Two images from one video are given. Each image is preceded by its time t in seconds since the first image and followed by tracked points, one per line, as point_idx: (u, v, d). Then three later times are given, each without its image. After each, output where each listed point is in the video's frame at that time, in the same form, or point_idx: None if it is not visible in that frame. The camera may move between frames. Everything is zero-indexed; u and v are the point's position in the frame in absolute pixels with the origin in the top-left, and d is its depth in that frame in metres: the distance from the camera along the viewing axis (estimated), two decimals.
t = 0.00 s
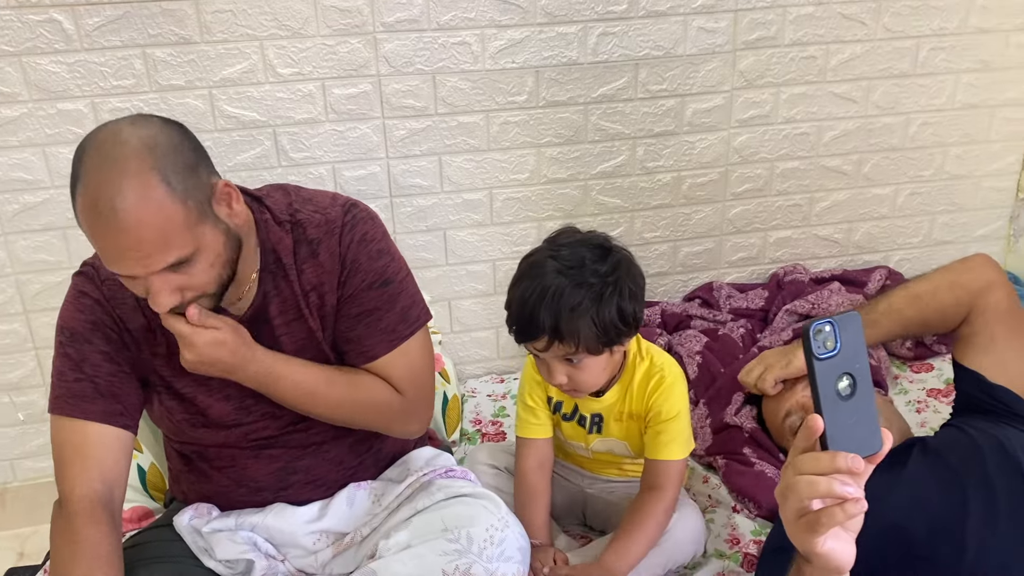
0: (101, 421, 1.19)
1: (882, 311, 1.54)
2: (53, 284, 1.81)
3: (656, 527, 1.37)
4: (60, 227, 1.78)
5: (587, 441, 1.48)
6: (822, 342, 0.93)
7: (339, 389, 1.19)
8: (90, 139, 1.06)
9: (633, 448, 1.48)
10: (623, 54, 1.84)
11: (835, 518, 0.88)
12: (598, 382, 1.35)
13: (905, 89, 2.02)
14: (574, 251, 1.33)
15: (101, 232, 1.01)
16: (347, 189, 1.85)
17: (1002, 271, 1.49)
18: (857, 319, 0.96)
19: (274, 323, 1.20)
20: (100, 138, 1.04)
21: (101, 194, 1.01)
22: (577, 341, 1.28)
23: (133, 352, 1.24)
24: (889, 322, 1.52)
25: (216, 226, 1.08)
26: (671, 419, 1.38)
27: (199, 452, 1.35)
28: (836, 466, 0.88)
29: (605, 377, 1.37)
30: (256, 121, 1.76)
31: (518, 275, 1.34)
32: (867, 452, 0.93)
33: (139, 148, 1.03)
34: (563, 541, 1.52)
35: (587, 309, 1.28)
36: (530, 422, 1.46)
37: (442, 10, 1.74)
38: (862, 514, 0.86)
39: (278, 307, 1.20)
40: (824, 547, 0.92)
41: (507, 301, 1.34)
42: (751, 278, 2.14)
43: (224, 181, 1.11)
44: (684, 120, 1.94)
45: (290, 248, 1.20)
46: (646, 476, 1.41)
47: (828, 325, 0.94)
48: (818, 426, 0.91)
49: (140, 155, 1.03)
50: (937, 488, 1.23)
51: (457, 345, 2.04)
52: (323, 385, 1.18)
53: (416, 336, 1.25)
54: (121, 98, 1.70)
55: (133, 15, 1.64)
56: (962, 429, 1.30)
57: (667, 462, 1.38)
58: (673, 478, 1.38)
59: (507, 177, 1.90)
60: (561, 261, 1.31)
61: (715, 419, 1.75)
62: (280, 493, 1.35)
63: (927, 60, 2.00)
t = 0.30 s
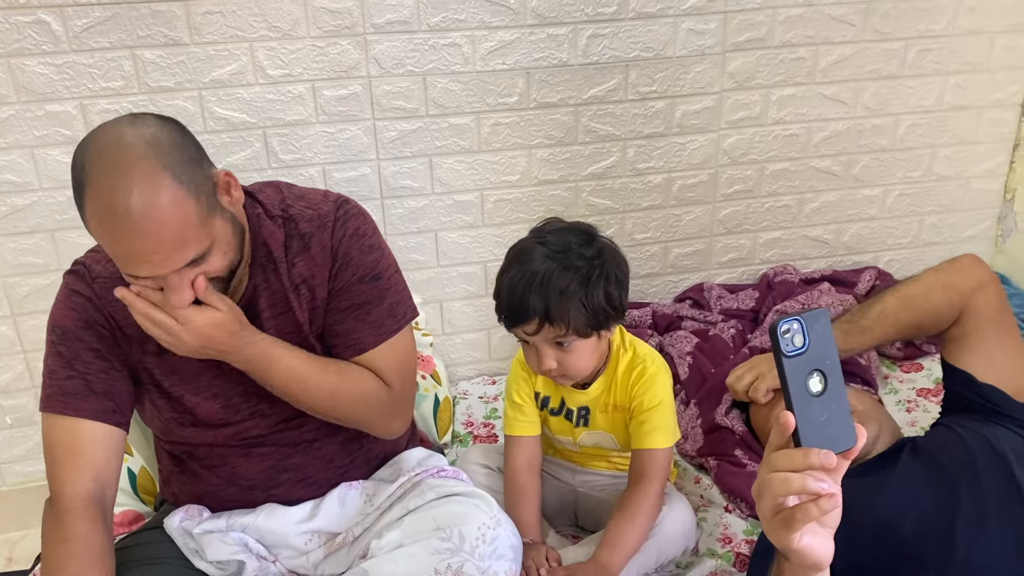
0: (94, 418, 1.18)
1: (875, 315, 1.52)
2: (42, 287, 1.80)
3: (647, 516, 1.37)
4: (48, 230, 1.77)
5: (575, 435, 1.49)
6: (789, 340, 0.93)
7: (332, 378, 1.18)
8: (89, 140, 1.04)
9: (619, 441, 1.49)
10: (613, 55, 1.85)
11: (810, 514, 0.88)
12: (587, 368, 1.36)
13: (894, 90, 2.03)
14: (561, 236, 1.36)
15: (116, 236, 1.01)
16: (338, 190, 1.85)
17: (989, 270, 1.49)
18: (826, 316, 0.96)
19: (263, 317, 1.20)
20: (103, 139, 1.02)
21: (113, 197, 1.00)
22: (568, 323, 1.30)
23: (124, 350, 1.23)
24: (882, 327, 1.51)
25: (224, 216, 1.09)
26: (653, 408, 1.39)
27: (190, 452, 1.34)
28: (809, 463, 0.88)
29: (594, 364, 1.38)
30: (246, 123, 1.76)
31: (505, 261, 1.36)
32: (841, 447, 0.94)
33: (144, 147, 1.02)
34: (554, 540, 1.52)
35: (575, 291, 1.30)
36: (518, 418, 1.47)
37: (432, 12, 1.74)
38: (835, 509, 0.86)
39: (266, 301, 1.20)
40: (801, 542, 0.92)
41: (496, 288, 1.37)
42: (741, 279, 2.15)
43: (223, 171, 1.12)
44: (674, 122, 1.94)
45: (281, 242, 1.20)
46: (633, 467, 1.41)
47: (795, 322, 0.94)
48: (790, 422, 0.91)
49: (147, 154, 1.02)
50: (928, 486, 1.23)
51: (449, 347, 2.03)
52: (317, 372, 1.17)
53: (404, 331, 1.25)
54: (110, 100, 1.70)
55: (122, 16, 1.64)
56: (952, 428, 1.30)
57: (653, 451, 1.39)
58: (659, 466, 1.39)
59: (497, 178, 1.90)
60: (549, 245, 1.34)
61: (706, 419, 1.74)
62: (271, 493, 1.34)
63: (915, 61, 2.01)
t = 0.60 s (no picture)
0: (84, 424, 1.17)
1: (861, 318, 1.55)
2: (31, 291, 1.79)
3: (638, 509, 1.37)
4: (38, 234, 1.76)
5: (566, 431, 1.50)
6: (784, 341, 0.94)
7: (326, 398, 1.18)
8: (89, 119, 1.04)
9: (610, 436, 1.49)
10: (604, 58, 1.85)
11: (804, 514, 0.88)
12: (584, 355, 1.38)
13: (882, 92, 2.04)
14: (550, 224, 1.40)
15: (115, 211, 1.00)
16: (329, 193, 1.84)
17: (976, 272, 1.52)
18: (821, 318, 0.97)
19: (261, 316, 1.20)
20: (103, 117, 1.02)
21: (114, 172, 1.00)
22: (565, 305, 1.33)
23: (117, 356, 1.21)
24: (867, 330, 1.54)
25: (222, 201, 1.09)
26: (644, 400, 1.40)
27: (184, 456, 1.34)
28: (803, 463, 0.90)
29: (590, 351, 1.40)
30: (237, 126, 1.75)
31: (499, 251, 1.40)
32: (835, 448, 0.94)
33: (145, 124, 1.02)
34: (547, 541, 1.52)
35: (571, 271, 1.34)
36: (510, 417, 1.48)
37: (424, 14, 1.74)
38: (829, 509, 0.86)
39: (263, 301, 1.20)
40: (795, 542, 0.92)
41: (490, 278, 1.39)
42: (732, 280, 2.16)
43: (220, 158, 1.13)
44: (665, 124, 1.95)
45: (277, 242, 1.20)
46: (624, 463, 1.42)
47: (790, 323, 0.95)
48: (785, 422, 0.91)
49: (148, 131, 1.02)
50: (919, 486, 1.24)
51: (441, 349, 2.03)
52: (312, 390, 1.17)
53: (401, 332, 1.25)
54: (100, 103, 1.69)
55: (112, 18, 1.63)
56: (944, 430, 1.32)
57: (641, 442, 1.39)
58: (648, 457, 1.39)
59: (490, 180, 1.90)
60: (540, 231, 1.38)
61: (698, 420, 1.74)
62: (266, 496, 1.34)
63: (904, 63, 2.02)
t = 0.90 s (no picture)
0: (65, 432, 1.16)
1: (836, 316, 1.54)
2: (21, 295, 1.78)
3: (632, 508, 1.38)
4: (28, 238, 1.75)
5: (558, 431, 1.50)
6: (781, 342, 0.94)
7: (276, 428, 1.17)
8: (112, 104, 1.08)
9: (603, 436, 1.49)
10: (596, 62, 1.86)
11: (799, 515, 0.89)
12: (581, 349, 1.40)
13: (871, 96, 2.06)
14: (543, 220, 1.43)
15: (148, 187, 1.04)
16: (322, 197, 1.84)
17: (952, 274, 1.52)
18: (816, 319, 0.97)
19: (238, 321, 1.21)
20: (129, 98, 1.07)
21: (147, 148, 1.04)
22: (559, 298, 1.35)
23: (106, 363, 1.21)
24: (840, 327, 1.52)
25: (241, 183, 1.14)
26: (635, 399, 1.40)
27: (178, 460, 1.34)
28: (798, 464, 0.90)
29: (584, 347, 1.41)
30: (229, 130, 1.75)
31: (493, 246, 1.41)
32: (830, 448, 0.95)
33: (172, 102, 1.06)
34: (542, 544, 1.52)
35: (565, 265, 1.36)
36: (502, 419, 1.49)
37: (416, 18, 1.75)
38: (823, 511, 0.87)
39: (245, 305, 1.21)
40: (790, 543, 0.93)
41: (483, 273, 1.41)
42: (723, 283, 2.17)
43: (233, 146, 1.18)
44: (656, 128, 1.96)
45: (263, 245, 1.21)
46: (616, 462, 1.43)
47: (785, 324, 0.95)
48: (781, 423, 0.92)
49: (176, 109, 1.06)
50: (911, 486, 1.25)
51: (434, 352, 2.03)
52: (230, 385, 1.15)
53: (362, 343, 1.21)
54: (91, 107, 1.69)
55: (104, 22, 1.63)
56: (934, 430, 1.33)
57: (634, 441, 1.40)
58: (641, 456, 1.40)
59: (482, 184, 1.91)
60: (536, 227, 1.41)
61: (691, 421, 1.75)
62: (260, 501, 1.34)
63: (892, 67, 2.04)
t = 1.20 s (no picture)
0: (46, 425, 1.16)
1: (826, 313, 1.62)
2: (11, 296, 1.77)
3: (627, 507, 1.38)
4: (18, 238, 1.74)
5: (552, 430, 1.49)
6: (776, 337, 0.96)
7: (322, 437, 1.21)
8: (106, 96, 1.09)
9: (598, 435, 1.49)
10: (589, 62, 1.86)
11: (794, 510, 0.89)
12: (582, 343, 1.43)
13: (863, 96, 2.07)
14: (540, 218, 1.44)
15: (158, 171, 1.05)
16: (315, 197, 1.84)
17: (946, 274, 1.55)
18: (813, 315, 0.98)
19: (237, 328, 1.21)
20: (125, 88, 1.07)
21: (153, 133, 1.05)
22: (555, 294, 1.35)
23: (97, 355, 1.22)
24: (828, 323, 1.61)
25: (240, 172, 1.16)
26: (631, 399, 1.41)
27: (168, 464, 1.33)
28: (794, 459, 0.89)
29: (578, 344, 1.41)
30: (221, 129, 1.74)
31: (491, 242, 1.42)
32: (826, 445, 0.95)
33: (171, 89, 1.08)
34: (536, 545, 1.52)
35: (562, 262, 1.36)
36: (497, 419, 1.49)
37: (408, 18, 1.74)
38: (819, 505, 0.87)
39: (238, 311, 1.21)
40: (785, 538, 0.93)
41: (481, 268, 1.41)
42: (716, 282, 2.17)
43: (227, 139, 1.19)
44: (649, 127, 1.96)
45: (251, 254, 1.20)
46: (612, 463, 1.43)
47: (782, 320, 0.97)
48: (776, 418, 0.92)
49: (177, 95, 1.07)
50: (905, 485, 1.25)
51: (427, 353, 2.03)
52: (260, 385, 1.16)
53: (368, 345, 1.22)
54: (82, 106, 1.68)
55: (95, 21, 1.62)
56: (926, 429, 1.33)
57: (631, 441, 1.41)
58: (637, 456, 1.41)
59: (475, 184, 1.91)
60: (535, 225, 1.41)
61: (685, 420, 1.75)
62: (252, 502, 1.34)
63: (883, 68, 2.05)
